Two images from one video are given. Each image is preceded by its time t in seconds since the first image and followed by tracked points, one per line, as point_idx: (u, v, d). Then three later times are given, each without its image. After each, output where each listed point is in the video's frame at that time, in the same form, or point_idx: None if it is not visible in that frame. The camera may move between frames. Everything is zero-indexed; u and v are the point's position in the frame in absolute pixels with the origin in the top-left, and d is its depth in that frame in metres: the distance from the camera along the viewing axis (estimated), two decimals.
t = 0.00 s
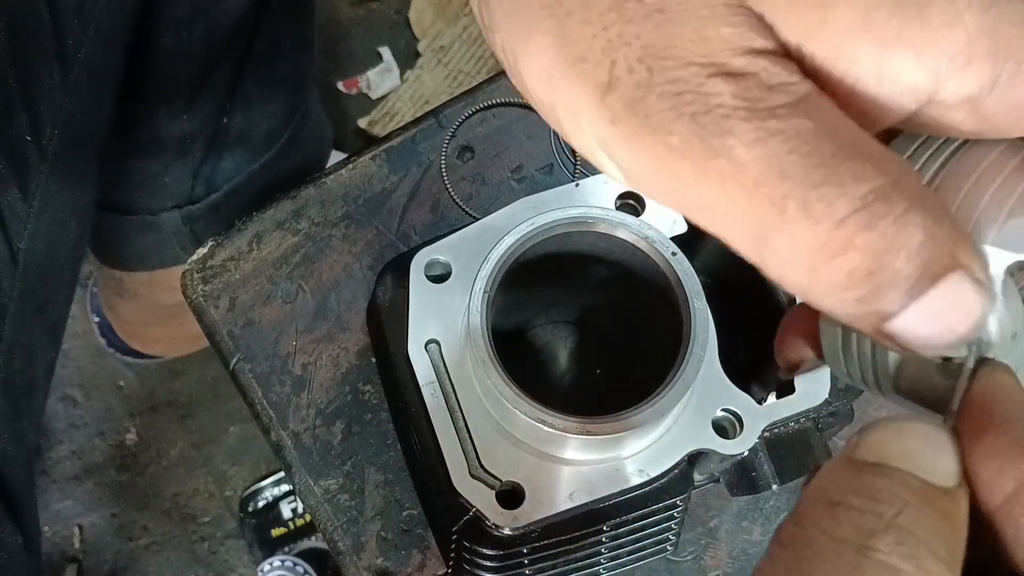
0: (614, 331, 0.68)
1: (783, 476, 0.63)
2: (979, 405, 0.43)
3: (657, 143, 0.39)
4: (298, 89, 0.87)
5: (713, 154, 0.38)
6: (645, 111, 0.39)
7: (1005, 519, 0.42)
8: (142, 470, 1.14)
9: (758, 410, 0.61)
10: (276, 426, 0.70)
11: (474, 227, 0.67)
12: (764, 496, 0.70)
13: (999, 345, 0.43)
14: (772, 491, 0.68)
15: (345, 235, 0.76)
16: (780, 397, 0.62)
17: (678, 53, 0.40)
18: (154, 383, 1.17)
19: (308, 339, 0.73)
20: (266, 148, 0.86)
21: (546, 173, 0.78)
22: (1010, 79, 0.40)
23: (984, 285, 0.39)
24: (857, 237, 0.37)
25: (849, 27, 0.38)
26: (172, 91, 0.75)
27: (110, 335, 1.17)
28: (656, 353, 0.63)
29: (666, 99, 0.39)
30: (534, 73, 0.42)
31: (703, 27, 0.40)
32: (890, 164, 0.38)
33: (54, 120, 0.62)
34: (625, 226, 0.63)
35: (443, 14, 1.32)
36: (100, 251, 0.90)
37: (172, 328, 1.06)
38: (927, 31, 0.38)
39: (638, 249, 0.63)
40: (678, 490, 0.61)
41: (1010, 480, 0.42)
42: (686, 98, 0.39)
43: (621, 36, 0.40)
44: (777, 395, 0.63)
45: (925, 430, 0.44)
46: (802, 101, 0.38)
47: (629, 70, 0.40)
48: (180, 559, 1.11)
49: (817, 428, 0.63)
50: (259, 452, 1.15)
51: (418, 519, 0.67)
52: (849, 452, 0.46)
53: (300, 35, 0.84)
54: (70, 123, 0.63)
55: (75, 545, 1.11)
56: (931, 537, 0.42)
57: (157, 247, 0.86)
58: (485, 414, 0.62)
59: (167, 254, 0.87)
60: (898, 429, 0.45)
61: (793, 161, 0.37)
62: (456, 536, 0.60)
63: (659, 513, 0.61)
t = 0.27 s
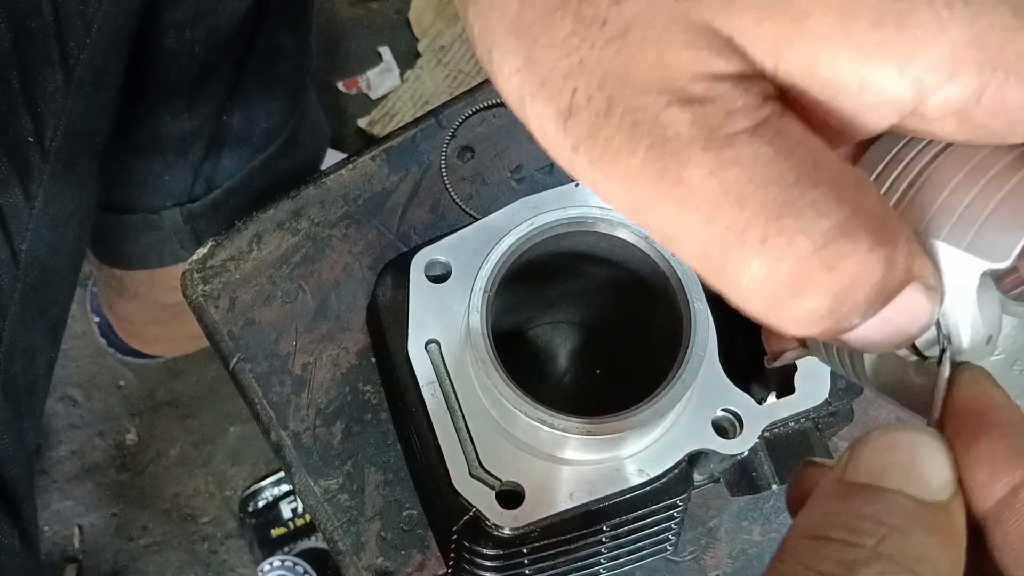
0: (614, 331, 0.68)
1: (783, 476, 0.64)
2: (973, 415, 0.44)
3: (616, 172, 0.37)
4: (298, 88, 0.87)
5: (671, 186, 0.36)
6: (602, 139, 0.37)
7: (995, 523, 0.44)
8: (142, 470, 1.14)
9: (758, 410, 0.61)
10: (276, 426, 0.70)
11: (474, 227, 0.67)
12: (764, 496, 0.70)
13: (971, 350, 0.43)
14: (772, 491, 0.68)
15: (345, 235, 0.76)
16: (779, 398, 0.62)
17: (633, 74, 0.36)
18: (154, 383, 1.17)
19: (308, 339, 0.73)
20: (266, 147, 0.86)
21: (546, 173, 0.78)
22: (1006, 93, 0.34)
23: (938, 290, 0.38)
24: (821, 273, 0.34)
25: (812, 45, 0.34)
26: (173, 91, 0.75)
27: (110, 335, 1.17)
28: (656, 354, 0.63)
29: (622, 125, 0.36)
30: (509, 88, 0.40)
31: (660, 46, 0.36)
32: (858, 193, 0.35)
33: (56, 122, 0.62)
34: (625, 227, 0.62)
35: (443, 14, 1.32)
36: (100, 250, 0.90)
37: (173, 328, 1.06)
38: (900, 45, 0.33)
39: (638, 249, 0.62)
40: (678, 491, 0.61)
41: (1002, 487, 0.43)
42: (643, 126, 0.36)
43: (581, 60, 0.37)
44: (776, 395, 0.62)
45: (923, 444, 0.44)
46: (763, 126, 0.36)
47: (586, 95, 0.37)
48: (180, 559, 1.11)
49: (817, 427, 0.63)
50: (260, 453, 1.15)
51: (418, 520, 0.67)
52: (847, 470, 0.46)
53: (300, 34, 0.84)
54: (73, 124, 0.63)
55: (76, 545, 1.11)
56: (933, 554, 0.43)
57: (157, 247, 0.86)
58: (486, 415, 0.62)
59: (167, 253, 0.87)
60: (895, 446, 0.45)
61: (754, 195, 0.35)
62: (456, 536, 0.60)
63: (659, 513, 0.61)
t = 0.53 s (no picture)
0: (614, 332, 0.68)
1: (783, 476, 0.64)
2: (941, 428, 0.45)
3: (588, 201, 0.41)
4: (298, 89, 0.87)
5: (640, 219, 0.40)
6: (578, 170, 0.41)
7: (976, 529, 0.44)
8: (142, 470, 1.14)
9: (758, 409, 0.61)
10: (276, 426, 0.70)
11: (474, 227, 0.67)
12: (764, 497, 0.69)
13: (930, 370, 0.46)
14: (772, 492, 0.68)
15: (345, 235, 0.76)
16: (779, 398, 0.62)
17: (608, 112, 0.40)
18: (154, 383, 1.17)
19: (308, 339, 0.73)
20: (266, 148, 0.86)
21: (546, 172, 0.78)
22: (961, 135, 0.37)
23: (902, 316, 0.42)
24: (767, 309, 0.39)
25: (771, 89, 0.37)
26: (174, 92, 0.75)
27: (109, 335, 1.17)
28: (656, 354, 0.63)
29: (596, 158, 0.41)
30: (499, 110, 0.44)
31: (633, 82, 0.39)
32: (810, 232, 0.38)
33: (58, 121, 0.62)
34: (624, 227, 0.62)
35: (443, 14, 1.32)
36: (100, 250, 0.90)
37: (173, 328, 1.06)
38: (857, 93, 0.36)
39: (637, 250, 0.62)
40: (678, 491, 0.61)
41: (978, 495, 0.44)
42: (614, 162, 0.40)
43: (558, 96, 0.41)
44: (776, 395, 0.63)
45: (899, 458, 0.45)
46: (727, 160, 0.39)
47: (564, 128, 0.41)
48: (180, 558, 1.11)
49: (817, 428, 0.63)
50: (260, 453, 1.15)
51: (418, 520, 0.67)
52: (828, 494, 0.46)
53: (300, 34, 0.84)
54: (74, 124, 0.63)
55: (75, 545, 1.11)
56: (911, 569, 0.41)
57: (157, 247, 0.86)
58: (486, 415, 0.62)
59: (167, 254, 0.87)
60: (871, 465, 0.45)
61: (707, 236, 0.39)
62: (456, 536, 0.60)
63: (659, 514, 0.61)
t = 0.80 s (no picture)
0: (614, 332, 0.67)
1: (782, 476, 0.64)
2: (908, 439, 0.44)
3: (564, 194, 0.45)
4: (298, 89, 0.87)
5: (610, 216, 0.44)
6: (556, 164, 0.45)
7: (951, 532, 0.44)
8: (142, 470, 1.14)
9: (758, 409, 0.61)
10: (276, 426, 0.70)
11: (474, 227, 0.67)
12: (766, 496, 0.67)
13: (885, 386, 0.45)
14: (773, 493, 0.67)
15: (345, 235, 0.76)
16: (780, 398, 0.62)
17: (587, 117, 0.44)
18: (154, 383, 1.17)
19: (308, 338, 0.73)
20: (266, 148, 0.86)
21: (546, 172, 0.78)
22: (918, 160, 0.39)
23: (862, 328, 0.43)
24: (721, 312, 0.42)
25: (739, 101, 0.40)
26: (174, 92, 0.75)
27: (109, 335, 1.17)
28: (656, 354, 0.63)
29: (574, 155, 0.45)
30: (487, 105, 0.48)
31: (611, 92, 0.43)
32: (770, 241, 0.42)
33: (56, 120, 0.62)
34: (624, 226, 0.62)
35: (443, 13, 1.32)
36: (99, 250, 0.90)
37: (173, 328, 1.06)
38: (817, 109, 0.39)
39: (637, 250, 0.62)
40: (678, 491, 0.61)
41: (951, 498, 0.44)
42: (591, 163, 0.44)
43: (541, 95, 0.45)
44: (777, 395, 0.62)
45: (881, 478, 0.41)
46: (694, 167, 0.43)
47: (546, 125, 0.45)
48: (180, 558, 1.11)
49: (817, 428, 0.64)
50: (259, 453, 1.15)
51: (418, 520, 0.67)
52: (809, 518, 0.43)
53: (300, 35, 0.84)
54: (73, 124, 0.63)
55: (76, 545, 1.11)
56: None
57: (157, 247, 0.86)
58: (485, 415, 0.62)
59: (167, 254, 0.87)
60: (851, 487, 0.41)
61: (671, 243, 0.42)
62: (456, 536, 0.61)
63: (659, 513, 0.61)
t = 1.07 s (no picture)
0: (614, 331, 0.67)
1: (783, 477, 0.64)
2: (891, 439, 0.44)
3: (571, 172, 0.46)
4: (298, 89, 0.87)
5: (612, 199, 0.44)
6: (565, 142, 0.46)
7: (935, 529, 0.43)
8: (142, 470, 1.14)
9: (759, 409, 0.61)
10: (276, 426, 0.70)
11: (474, 226, 0.67)
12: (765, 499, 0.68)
13: (870, 387, 0.45)
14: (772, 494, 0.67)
15: (345, 235, 0.76)
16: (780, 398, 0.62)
17: (597, 104, 0.45)
18: (154, 383, 1.17)
19: (308, 338, 0.73)
20: (266, 148, 0.86)
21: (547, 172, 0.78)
22: (917, 164, 0.40)
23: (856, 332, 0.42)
24: (719, 299, 0.42)
25: (743, 98, 0.42)
26: (174, 92, 0.75)
27: (109, 335, 1.17)
28: (656, 355, 0.63)
29: (585, 134, 0.45)
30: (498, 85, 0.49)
31: (621, 84, 0.44)
32: (774, 234, 0.41)
33: (56, 121, 0.63)
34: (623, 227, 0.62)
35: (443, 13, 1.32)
36: (99, 250, 0.90)
37: (173, 328, 1.06)
38: (820, 106, 0.40)
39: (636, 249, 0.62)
40: (678, 492, 0.61)
41: (934, 493, 0.43)
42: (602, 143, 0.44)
43: (555, 73, 0.46)
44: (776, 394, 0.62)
45: (868, 482, 0.41)
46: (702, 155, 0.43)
47: (559, 103, 0.46)
48: (180, 559, 1.11)
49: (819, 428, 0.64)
50: (259, 453, 1.15)
51: (418, 520, 0.67)
52: (796, 528, 0.43)
53: (299, 35, 0.84)
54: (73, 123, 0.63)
55: (75, 545, 1.11)
56: None
57: (157, 247, 0.86)
58: (485, 415, 0.62)
59: (166, 255, 0.87)
60: (837, 494, 0.41)
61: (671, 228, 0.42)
62: (456, 536, 0.61)
63: (659, 513, 0.61)
